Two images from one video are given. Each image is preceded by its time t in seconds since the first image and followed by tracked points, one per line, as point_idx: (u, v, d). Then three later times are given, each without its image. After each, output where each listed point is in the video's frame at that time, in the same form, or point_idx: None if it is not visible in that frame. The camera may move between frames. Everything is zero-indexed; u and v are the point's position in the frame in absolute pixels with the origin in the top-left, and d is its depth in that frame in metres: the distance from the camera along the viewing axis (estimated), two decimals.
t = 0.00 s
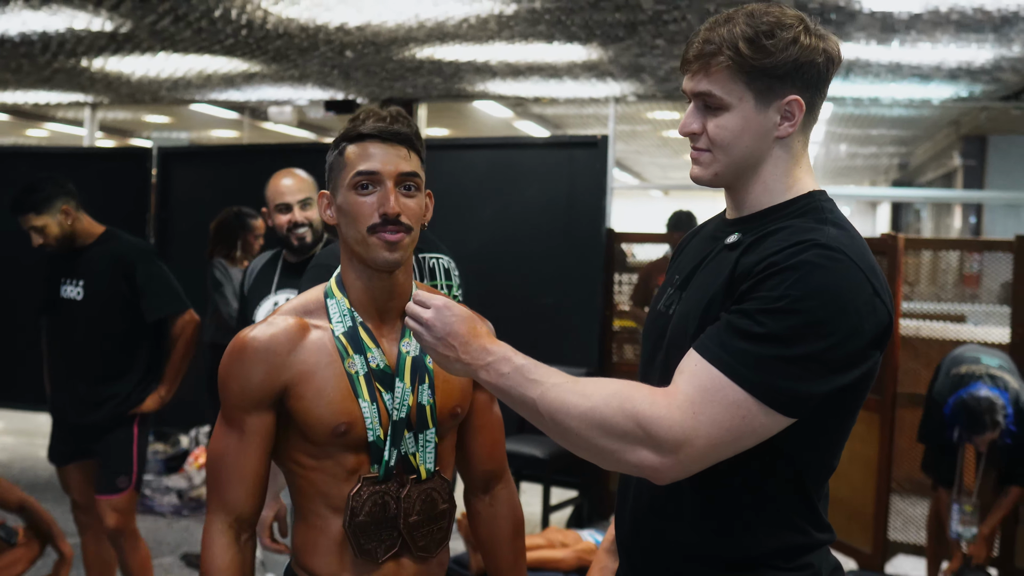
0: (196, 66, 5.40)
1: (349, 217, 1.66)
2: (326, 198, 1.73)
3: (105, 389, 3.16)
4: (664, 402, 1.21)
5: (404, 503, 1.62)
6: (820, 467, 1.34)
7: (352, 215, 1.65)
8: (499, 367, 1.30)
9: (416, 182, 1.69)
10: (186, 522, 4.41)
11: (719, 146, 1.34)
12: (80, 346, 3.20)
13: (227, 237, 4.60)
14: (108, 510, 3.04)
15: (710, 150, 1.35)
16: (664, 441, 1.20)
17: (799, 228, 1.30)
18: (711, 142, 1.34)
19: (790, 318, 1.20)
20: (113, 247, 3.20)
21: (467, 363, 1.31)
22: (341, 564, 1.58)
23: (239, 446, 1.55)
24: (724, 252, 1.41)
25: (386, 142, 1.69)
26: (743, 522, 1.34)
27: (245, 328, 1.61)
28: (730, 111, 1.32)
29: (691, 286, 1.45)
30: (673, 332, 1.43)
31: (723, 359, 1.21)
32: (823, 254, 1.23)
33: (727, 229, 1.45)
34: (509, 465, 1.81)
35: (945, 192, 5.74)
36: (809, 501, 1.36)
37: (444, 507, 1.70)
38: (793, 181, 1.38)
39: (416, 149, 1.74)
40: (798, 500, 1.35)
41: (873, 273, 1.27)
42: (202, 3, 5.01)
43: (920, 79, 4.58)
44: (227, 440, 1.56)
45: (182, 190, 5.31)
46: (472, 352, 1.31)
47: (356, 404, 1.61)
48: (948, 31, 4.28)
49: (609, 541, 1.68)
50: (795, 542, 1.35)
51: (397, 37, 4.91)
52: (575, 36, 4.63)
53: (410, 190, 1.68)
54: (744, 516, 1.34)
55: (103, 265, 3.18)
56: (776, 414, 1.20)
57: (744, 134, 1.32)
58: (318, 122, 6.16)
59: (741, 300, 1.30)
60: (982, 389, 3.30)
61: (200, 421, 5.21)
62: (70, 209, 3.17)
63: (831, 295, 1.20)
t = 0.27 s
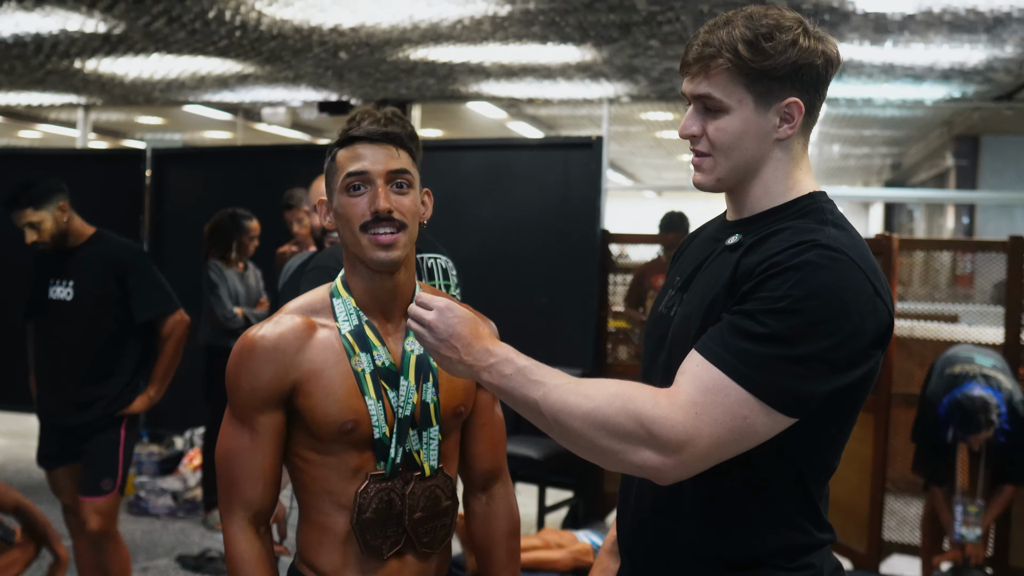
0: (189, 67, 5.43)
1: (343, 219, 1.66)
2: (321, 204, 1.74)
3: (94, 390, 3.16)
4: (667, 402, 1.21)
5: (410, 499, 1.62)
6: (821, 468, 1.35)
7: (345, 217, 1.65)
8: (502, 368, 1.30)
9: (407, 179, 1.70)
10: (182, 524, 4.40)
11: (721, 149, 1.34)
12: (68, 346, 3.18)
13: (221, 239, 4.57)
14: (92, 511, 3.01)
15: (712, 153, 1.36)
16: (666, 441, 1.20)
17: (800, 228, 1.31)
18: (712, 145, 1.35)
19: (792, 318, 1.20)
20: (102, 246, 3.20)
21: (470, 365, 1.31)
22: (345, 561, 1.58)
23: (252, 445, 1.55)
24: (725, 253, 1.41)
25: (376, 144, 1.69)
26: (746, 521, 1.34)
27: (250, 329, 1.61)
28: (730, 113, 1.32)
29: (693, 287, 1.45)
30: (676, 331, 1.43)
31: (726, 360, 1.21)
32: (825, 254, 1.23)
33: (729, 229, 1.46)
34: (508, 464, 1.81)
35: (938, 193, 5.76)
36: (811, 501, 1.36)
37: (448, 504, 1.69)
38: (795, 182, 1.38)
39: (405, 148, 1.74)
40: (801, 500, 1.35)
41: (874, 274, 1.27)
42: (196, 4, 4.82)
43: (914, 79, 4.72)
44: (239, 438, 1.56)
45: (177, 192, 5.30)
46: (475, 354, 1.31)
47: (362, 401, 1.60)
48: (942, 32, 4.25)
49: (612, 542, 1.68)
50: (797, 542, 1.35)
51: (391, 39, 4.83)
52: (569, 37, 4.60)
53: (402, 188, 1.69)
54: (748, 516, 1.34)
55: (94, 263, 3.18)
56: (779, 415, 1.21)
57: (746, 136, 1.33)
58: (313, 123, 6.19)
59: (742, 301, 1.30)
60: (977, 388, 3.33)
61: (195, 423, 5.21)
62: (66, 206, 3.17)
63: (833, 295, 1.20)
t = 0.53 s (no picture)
0: (181, 69, 5.40)
1: (347, 227, 1.66)
2: (322, 209, 1.73)
3: (89, 393, 3.14)
4: (667, 402, 1.21)
5: (413, 495, 1.62)
6: (821, 466, 1.35)
7: (351, 225, 1.65)
8: (502, 370, 1.30)
9: (410, 186, 1.70)
10: (176, 527, 4.39)
11: (719, 152, 1.35)
12: (61, 352, 3.16)
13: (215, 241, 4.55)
14: (111, 512, 3.07)
15: (709, 157, 1.36)
16: (666, 441, 1.21)
17: (798, 229, 1.31)
18: (709, 148, 1.35)
19: (791, 318, 1.20)
20: (86, 249, 3.18)
21: (470, 366, 1.31)
22: (347, 560, 1.58)
23: (256, 446, 1.55)
24: (724, 254, 1.42)
25: (376, 149, 1.69)
26: (746, 518, 1.35)
27: (250, 331, 1.61)
28: (727, 116, 1.33)
29: (692, 288, 1.45)
30: (676, 330, 1.44)
31: (726, 360, 1.21)
32: (823, 254, 1.23)
33: (728, 230, 1.46)
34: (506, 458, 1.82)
35: (929, 193, 5.80)
36: (811, 499, 1.37)
37: (451, 500, 1.69)
38: (793, 183, 1.38)
39: (405, 154, 1.74)
40: (802, 498, 1.35)
41: (872, 273, 1.28)
42: (187, 5, 4.83)
43: (905, 80, 4.73)
44: (244, 439, 1.55)
45: (168, 193, 5.28)
46: (474, 355, 1.31)
47: (365, 398, 1.60)
48: (932, 34, 4.27)
49: (611, 541, 1.68)
50: (798, 540, 1.36)
51: (384, 40, 4.84)
52: (561, 39, 4.59)
53: (405, 196, 1.69)
54: (748, 513, 1.34)
55: (83, 265, 3.16)
56: (779, 414, 1.21)
57: (743, 139, 1.33)
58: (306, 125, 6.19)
59: (740, 302, 1.30)
60: (971, 389, 3.37)
61: (188, 426, 5.19)
62: (52, 210, 3.13)
63: (831, 295, 1.21)
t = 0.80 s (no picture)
0: (173, 71, 5.41)
1: (343, 234, 1.66)
2: (317, 214, 1.73)
3: (96, 396, 3.15)
4: (670, 404, 1.22)
5: (413, 500, 1.61)
6: (822, 466, 1.36)
7: (346, 232, 1.65)
8: (505, 373, 1.30)
9: (406, 193, 1.69)
10: (171, 531, 4.37)
11: (717, 154, 1.35)
12: (63, 357, 3.15)
13: (210, 244, 4.56)
14: (132, 512, 3.12)
15: (708, 159, 1.37)
16: (669, 443, 1.21)
17: (797, 230, 1.32)
18: (708, 151, 1.36)
19: (791, 319, 1.21)
20: (85, 251, 3.17)
21: (473, 370, 1.31)
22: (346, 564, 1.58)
23: (238, 449, 1.54)
24: (724, 256, 1.42)
25: (373, 156, 1.68)
26: (750, 517, 1.35)
27: (245, 336, 1.61)
28: (726, 118, 1.33)
29: (692, 289, 1.46)
30: (676, 333, 1.44)
31: (728, 363, 1.21)
32: (823, 255, 1.24)
33: (728, 232, 1.47)
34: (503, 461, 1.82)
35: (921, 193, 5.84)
36: (813, 499, 1.37)
37: (450, 504, 1.69)
38: (791, 185, 1.39)
39: (402, 159, 1.73)
40: (803, 498, 1.36)
41: (872, 273, 1.28)
42: (180, 9, 4.69)
43: (897, 81, 4.91)
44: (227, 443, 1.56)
45: (161, 196, 5.26)
46: (477, 358, 1.31)
47: (362, 404, 1.60)
48: (924, 35, 4.27)
49: (611, 542, 1.68)
50: (800, 540, 1.36)
51: (377, 43, 4.76)
52: (555, 41, 4.58)
53: (401, 203, 1.68)
54: (754, 513, 1.35)
55: (81, 268, 3.15)
56: (781, 415, 1.21)
57: (741, 140, 1.34)
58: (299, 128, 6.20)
59: (741, 303, 1.31)
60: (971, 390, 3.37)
61: (183, 429, 5.17)
62: (46, 217, 3.09)
63: (832, 295, 1.22)
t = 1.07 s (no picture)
0: (170, 72, 5.40)
1: (332, 229, 1.66)
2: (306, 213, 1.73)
3: (106, 398, 3.14)
4: (675, 403, 1.22)
5: (412, 503, 1.61)
6: (826, 465, 1.36)
7: (335, 227, 1.65)
8: (509, 373, 1.30)
9: (395, 185, 1.69)
10: (169, 532, 4.37)
11: (718, 154, 1.35)
12: (75, 358, 3.14)
13: (207, 246, 4.52)
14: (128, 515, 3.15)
15: (708, 159, 1.37)
16: (675, 442, 1.21)
17: (799, 229, 1.32)
18: (709, 151, 1.36)
19: (794, 318, 1.21)
20: (98, 250, 3.15)
21: (476, 371, 1.31)
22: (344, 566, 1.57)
23: (239, 448, 1.52)
24: (726, 256, 1.42)
25: (362, 151, 1.69)
26: (755, 516, 1.35)
27: (239, 338, 1.60)
28: (728, 119, 1.33)
29: (694, 290, 1.46)
30: (678, 333, 1.44)
31: (732, 362, 1.21)
32: (826, 255, 1.24)
33: (729, 232, 1.46)
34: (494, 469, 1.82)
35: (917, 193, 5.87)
36: (816, 498, 1.38)
37: (446, 505, 1.68)
38: (792, 185, 1.39)
39: (389, 153, 1.74)
40: (806, 497, 1.36)
41: (873, 273, 1.29)
42: (176, 9, 4.57)
43: (893, 81, 4.95)
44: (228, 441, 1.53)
45: (157, 197, 5.25)
46: (481, 359, 1.31)
47: (361, 405, 1.59)
48: (920, 35, 4.27)
49: (613, 543, 1.68)
50: (804, 539, 1.36)
51: (373, 43, 4.73)
52: (551, 41, 4.57)
53: (390, 196, 1.68)
54: (758, 512, 1.35)
55: (94, 272, 3.13)
56: (784, 413, 1.22)
57: (743, 141, 1.34)
58: (296, 128, 6.21)
59: (744, 303, 1.31)
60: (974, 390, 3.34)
61: (180, 430, 5.17)
62: (62, 219, 3.07)
63: (834, 294, 1.22)
